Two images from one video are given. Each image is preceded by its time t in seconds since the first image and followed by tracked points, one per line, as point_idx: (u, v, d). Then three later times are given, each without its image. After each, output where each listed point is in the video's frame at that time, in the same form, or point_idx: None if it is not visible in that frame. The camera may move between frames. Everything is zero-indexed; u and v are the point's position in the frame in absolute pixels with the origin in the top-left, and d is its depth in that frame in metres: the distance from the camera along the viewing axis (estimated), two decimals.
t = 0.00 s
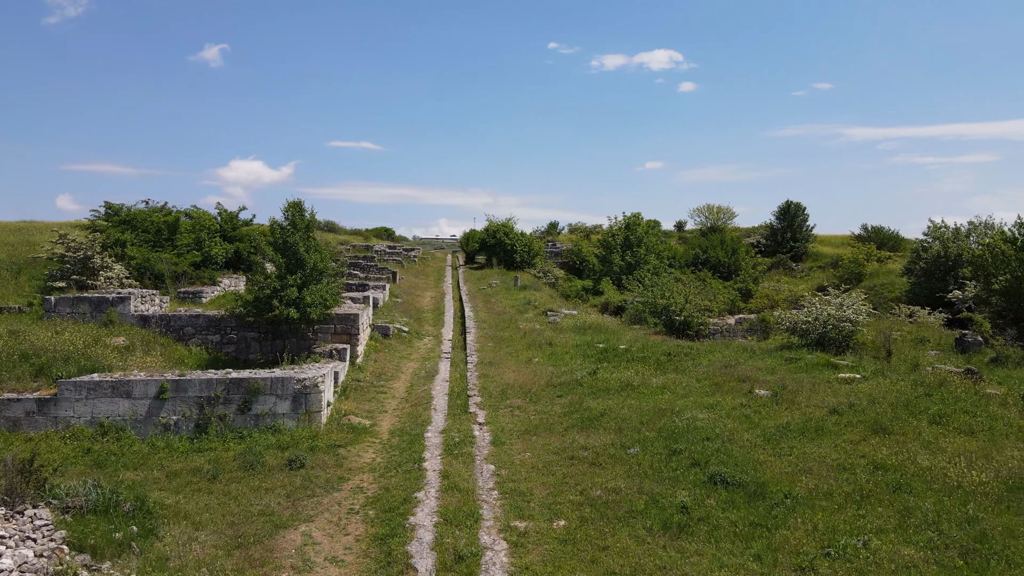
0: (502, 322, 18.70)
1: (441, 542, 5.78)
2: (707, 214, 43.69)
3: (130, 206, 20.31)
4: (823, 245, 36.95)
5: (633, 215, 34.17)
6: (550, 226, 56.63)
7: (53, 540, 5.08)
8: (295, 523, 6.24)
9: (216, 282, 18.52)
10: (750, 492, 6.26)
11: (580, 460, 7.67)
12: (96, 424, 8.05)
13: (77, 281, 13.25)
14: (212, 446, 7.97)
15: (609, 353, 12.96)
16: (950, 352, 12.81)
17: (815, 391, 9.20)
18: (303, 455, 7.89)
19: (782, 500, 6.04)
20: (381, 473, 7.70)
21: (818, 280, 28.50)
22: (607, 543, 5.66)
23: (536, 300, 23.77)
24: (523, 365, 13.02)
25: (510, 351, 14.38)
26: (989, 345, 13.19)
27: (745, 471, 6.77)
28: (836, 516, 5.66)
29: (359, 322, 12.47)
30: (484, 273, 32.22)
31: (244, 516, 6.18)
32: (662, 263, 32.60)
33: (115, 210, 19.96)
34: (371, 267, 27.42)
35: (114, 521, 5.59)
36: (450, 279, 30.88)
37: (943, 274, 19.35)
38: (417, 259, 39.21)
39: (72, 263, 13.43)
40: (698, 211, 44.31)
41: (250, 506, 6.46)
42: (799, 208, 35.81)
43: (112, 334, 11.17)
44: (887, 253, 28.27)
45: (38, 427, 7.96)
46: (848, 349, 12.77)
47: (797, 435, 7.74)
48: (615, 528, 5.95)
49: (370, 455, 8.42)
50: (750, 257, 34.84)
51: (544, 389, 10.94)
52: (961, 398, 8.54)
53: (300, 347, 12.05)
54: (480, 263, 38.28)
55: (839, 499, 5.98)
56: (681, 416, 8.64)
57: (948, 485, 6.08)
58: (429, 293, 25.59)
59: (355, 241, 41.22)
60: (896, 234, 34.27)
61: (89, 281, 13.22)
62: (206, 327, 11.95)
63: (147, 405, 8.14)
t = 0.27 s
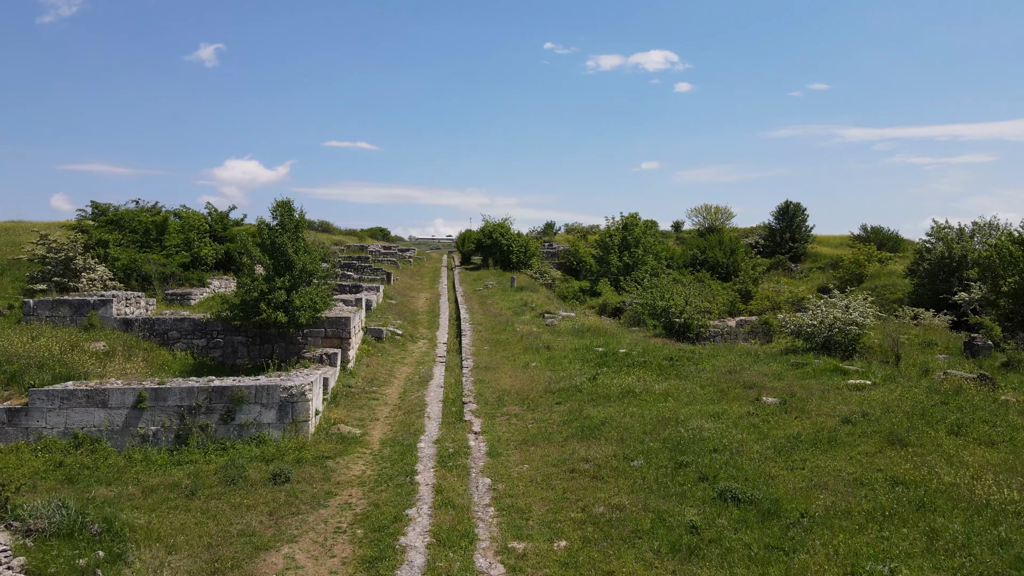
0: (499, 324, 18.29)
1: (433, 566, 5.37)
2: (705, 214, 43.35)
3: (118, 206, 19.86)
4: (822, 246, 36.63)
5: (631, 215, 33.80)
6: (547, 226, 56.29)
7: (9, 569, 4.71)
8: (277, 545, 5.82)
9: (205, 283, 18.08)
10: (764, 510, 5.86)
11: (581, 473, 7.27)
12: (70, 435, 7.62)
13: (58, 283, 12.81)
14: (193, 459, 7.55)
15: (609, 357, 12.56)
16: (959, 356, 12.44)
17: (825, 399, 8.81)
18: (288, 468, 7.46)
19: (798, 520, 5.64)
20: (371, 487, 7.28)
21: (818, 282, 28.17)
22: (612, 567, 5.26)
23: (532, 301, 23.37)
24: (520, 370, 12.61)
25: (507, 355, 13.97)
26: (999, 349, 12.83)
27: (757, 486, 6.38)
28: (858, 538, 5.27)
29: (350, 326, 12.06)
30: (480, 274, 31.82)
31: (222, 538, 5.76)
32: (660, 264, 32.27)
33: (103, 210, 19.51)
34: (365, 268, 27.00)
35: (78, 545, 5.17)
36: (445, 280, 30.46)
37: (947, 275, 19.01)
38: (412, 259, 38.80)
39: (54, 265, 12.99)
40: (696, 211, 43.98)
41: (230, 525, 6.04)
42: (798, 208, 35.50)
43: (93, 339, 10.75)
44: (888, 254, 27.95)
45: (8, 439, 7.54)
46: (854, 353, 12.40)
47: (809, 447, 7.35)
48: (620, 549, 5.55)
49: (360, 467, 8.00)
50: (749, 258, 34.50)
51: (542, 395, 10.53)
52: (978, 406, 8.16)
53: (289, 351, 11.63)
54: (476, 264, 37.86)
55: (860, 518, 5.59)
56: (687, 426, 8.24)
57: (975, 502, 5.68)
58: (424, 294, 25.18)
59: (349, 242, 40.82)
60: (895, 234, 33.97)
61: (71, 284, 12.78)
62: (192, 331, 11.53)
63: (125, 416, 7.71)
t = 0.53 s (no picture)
0: (499, 325, 17.89)
1: None
2: (707, 214, 42.95)
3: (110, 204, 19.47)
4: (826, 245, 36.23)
5: (633, 215, 33.40)
6: (547, 226, 55.92)
7: None
8: (261, 565, 5.41)
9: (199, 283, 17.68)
10: (784, 527, 5.46)
11: (587, 484, 6.86)
12: (47, 444, 7.22)
13: (44, 283, 12.42)
14: (176, 469, 7.15)
15: (613, 360, 12.15)
16: (975, 359, 12.04)
17: (841, 405, 8.41)
18: (277, 479, 7.05)
19: (822, 538, 5.24)
20: (364, 499, 6.87)
21: (822, 282, 27.77)
22: None
23: (533, 302, 22.97)
24: (521, 373, 12.20)
25: (508, 358, 13.56)
26: (1016, 351, 12.43)
27: (775, 500, 5.98)
28: (888, 560, 4.86)
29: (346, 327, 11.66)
30: (479, 274, 31.42)
31: (201, 557, 5.36)
32: (662, 264, 31.92)
33: (94, 208, 19.12)
34: (363, 268, 26.60)
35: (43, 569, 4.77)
36: (444, 280, 30.07)
37: (957, 275, 18.61)
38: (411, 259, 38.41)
39: (40, 265, 12.60)
40: (698, 211, 43.59)
41: (210, 543, 5.63)
42: (801, 207, 35.11)
43: (77, 341, 10.35)
44: (893, 254, 27.56)
45: None
46: (866, 355, 12.01)
47: (828, 457, 6.94)
48: (630, 570, 5.14)
49: (353, 477, 7.59)
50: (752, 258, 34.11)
51: (544, 400, 10.13)
52: (1004, 412, 7.75)
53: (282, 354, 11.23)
54: (476, 264, 37.46)
55: (889, 537, 5.18)
56: (697, 433, 7.84)
57: (1013, 518, 5.28)
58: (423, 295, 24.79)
59: (348, 241, 40.46)
60: (900, 234, 33.58)
61: (57, 284, 12.39)
62: (181, 333, 11.13)
63: (104, 423, 7.31)
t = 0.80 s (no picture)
0: (499, 326, 17.49)
1: None
2: (709, 213, 42.55)
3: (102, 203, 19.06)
4: (830, 245, 35.82)
5: (634, 214, 32.98)
6: (547, 226, 55.56)
7: None
8: None
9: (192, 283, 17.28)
10: (807, 546, 5.05)
11: (592, 496, 6.46)
12: (20, 453, 6.81)
13: (28, 283, 12.02)
14: (157, 480, 6.74)
15: (617, 362, 11.73)
16: (991, 361, 11.63)
17: (859, 411, 7.99)
18: (263, 490, 6.65)
19: (849, 559, 4.83)
20: (355, 512, 6.46)
21: (827, 281, 27.37)
22: None
23: (534, 302, 22.56)
24: (522, 375, 11.78)
25: (508, 359, 13.15)
26: None
27: (794, 515, 5.57)
28: None
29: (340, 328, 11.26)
30: (479, 274, 31.03)
31: None
32: (664, 264, 31.55)
33: (85, 206, 18.73)
34: (361, 267, 26.19)
35: None
36: (443, 280, 29.65)
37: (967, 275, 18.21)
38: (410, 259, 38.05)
39: (24, 263, 12.20)
40: (699, 210, 43.20)
41: (188, 563, 5.22)
42: (805, 207, 34.72)
43: (59, 343, 9.95)
44: (899, 253, 27.15)
45: None
46: (879, 357, 11.61)
47: (848, 467, 6.53)
48: None
49: (344, 487, 7.18)
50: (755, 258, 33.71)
51: (546, 405, 9.72)
52: None
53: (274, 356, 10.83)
54: (476, 263, 37.04)
55: (922, 558, 4.77)
56: (708, 441, 7.43)
57: None
58: (422, 295, 24.38)
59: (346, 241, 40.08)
60: (905, 234, 33.15)
61: (42, 283, 11.99)
62: (168, 334, 10.73)
63: (81, 431, 6.90)
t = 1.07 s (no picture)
0: (499, 327, 17.07)
1: None
2: (711, 212, 42.11)
3: (93, 201, 18.65)
4: (833, 244, 35.38)
5: (635, 212, 32.51)
6: (547, 225, 55.12)
7: None
8: None
9: (184, 283, 16.86)
10: (834, 569, 4.63)
11: (598, 510, 6.04)
12: None
13: (10, 283, 11.61)
14: (133, 493, 6.33)
15: (621, 365, 11.32)
16: (1010, 363, 11.21)
17: (878, 418, 7.57)
18: (246, 504, 6.23)
19: None
20: (345, 527, 6.03)
21: (832, 282, 26.96)
22: None
23: (534, 302, 22.14)
24: (523, 379, 11.36)
25: (508, 362, 12.73)
26: None
27: (818, 533, 5.16)
28: None
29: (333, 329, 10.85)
30: (478, 274, 30.62)
31: None
32: (666, 264, 31.15)
33: (75, 204, 18.32)
34: (359, 267, 25.77)
35: None
36: (442, 280, 29.22)
37: (978, 274, 17.79)
38: (409, 259, 37.65)
39: (6, 263, 11.79)
40: (702, 209, 42.78)
41: None
42: (809, 206, 34.29)
43: (39, 346, 9.54)
44: (905, 253, 26.72)
45: None
46: (893, 360, 11.20)
47: (871, 479, 6.11)
48: None
49: (334, 498, 6.75)
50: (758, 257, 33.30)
51: (548, 410, 9.29)
52: None
53: (264, 358, 10.41)
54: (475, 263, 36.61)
55: None
56: (720, 450, 7.00)
57: None
58: (420, 295, 23.97)
59: (345, 241, 39.66)
60: (911, 233, 32.72)
61: (25, 283, 11.58)
62: (155, 336, 10.33)
63: (54, 440, 6.49)
